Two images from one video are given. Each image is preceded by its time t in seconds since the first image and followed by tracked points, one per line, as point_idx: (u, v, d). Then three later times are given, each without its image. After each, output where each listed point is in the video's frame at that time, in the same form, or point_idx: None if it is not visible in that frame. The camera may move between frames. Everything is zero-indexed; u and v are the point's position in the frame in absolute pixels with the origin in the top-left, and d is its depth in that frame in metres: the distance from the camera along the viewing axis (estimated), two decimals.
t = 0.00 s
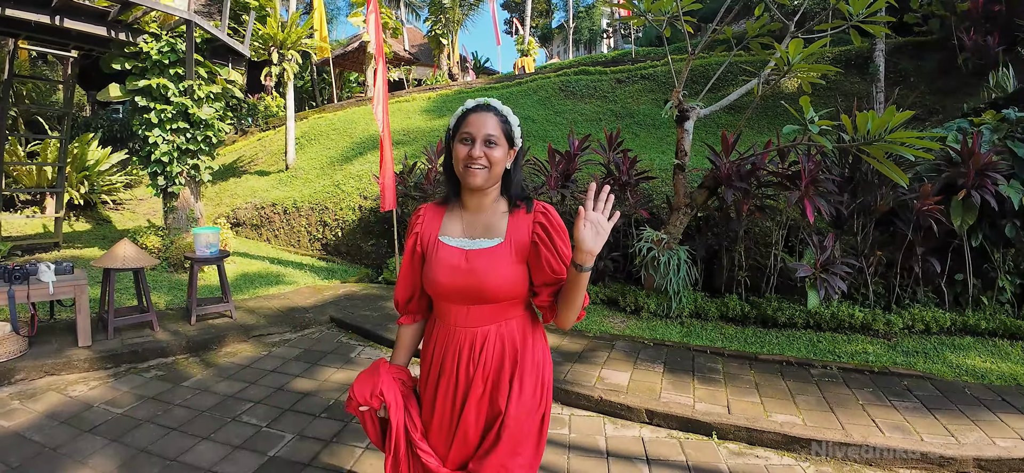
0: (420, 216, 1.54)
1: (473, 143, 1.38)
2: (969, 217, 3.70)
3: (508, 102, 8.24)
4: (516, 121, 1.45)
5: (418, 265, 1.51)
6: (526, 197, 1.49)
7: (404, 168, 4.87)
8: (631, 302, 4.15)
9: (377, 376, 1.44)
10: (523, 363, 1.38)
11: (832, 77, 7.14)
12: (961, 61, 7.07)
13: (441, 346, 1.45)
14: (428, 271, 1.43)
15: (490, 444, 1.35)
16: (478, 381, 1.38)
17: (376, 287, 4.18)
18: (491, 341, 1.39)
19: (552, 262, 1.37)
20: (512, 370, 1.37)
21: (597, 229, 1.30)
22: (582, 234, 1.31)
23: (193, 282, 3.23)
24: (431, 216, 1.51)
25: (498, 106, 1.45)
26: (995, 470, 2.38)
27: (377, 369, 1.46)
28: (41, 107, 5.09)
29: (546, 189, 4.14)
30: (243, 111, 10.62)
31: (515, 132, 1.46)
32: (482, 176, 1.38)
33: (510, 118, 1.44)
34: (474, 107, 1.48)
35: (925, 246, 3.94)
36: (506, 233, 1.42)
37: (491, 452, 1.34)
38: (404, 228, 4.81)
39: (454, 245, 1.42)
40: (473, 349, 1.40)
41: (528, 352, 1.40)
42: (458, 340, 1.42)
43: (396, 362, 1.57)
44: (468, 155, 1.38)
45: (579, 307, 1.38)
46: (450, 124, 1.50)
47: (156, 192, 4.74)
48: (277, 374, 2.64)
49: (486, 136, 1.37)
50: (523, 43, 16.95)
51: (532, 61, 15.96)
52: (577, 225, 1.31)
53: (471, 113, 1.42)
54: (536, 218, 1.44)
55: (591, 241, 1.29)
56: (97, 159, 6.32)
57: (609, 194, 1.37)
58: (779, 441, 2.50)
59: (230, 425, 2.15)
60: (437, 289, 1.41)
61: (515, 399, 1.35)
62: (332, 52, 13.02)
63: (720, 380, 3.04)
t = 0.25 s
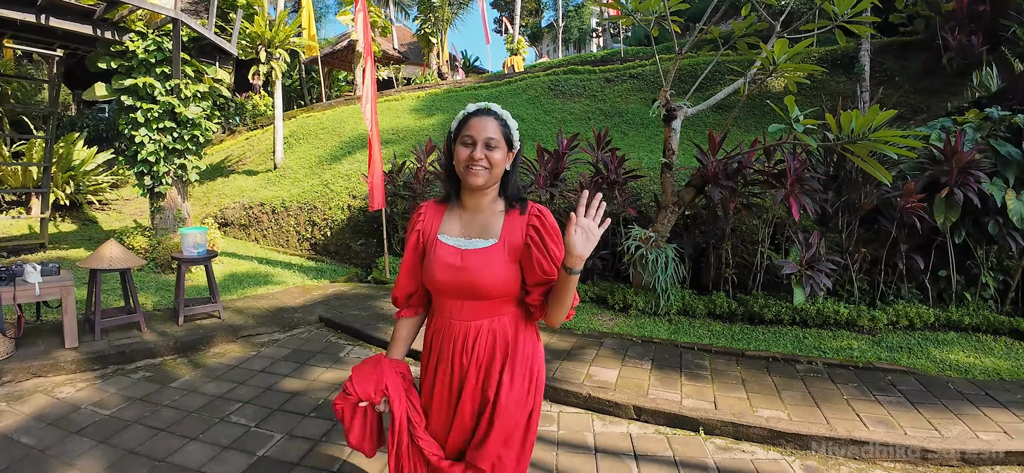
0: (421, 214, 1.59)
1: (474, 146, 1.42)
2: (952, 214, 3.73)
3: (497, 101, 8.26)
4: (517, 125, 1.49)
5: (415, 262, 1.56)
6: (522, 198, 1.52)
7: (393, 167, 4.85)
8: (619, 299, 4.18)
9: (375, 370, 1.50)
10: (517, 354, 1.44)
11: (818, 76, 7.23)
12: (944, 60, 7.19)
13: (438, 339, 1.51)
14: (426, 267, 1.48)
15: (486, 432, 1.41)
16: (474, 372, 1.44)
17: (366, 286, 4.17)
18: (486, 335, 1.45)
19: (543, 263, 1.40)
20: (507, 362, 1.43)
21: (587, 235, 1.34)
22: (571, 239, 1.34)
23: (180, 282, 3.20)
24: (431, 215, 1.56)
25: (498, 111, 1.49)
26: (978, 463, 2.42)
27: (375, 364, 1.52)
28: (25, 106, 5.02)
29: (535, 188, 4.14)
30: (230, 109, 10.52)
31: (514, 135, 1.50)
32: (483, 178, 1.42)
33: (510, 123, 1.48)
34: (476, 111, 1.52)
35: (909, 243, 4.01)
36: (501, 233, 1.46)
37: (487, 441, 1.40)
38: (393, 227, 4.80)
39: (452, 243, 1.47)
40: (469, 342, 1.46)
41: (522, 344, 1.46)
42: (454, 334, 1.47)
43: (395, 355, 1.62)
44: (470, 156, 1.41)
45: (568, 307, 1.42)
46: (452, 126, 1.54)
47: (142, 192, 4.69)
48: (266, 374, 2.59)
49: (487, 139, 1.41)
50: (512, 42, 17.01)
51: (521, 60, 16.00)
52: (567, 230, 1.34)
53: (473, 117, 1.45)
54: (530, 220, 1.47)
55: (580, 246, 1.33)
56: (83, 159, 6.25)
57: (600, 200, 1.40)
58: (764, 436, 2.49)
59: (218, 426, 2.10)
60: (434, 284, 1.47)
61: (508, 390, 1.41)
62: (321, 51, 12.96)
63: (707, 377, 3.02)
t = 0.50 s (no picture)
0: (430, 210, 1.66)
1: (484, 152, 1.50)
2: (938, 211, 3.82)
3: (488, 100, 8.27)
4: (522, 130, 1.58)
5: (425, 255, 1.62)
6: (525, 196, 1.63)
7: (383, 166, 4.85)
8: (609, 297, 4.21)
9: (393, 362, 1.47)
10: (523, 341, 1.54)
11: (807, 74, 7.29)
12: (931, 59, 7.27)
13: (448, 328, 1.59)
14: (438, 259, 1.57)
15: (495, 417, 1.49)
16: (484, 358, 1.53)
17: (357, 286, 4.16)
18: (495, 323, 1.55)
19: (546, 257, 1.51)
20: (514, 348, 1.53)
21: (586, 234, 1.44)
22: (573, 236, 1.44)
23: (169, 282, 3.18)
24: (441, 211, 1.63)
25: (505, 117, 1.56)
26: (965, 457, 2.45)
27: (391, 355, 1.49)
28: (12, 106, 4.96)
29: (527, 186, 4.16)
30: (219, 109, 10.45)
31: (519, 138, 1.58)
32: (492, 182, 1.51)
33: (516, 129, 1.56)
34: (483, 115, 1.59)
35: (896, 240, 4.06)
36: (508, 229, 1.56)
37: (496, 425, 1.48)
38: (384, 226, 4.80)
39: (461, 238, 1.55)
40: (478, 330, 1.54)
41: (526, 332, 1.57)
42: (464, 323, 1.56)
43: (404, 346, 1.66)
44: (479, 162, 1.50)
45: (568, 297, 1.53)
46: (460, 129, 1.61)
47: (131, 192, 4.66)
48: (255, 374, 2.59)
49: (495, 146, 1.49)
50: (504, 41, 17.04)
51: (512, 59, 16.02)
52: (569, 229, 1.44)
53: (482, 122, 1.53)
54: (534, 217, 1.57)
55: (580, 243, 1.43)
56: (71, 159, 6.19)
57: (600, 201, 1.50)
58: (753, 431, 2.49)
59: (208, 426, 2.09)
60: (445, 275, 1.55)
61: (517, 375, 1.50)
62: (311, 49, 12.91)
63: (697, 372, 3.04)
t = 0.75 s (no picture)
0: (432, 209, 1.70)
1: (485, 152, 1.56)
2: (930, 208, 3.84)
3: (482, 99, 8.28)
4: (518, 130, 1.64)
5: (430, 253, 1.66)
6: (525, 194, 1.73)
7: (377, 166, 4.85)
8: (603, 296, 4.24)
9: (406, 359, 1.54)
10: (527, 331, 1.65)
11: (800, 73, 7.32)
12: (923, 57, 7.30)
13: (456, 322, 1.67)
14: (445, 256, 1.62)
15: (506, 404, 1.59)
16: (493, 350, 1.61)
17: (351, 285, 4.17)
18: (501, 315, 1.64)
19: (549, 250, 1.64)
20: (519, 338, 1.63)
21: (588, 228, 1.55)
22: (576, 229, 1.54)
23: (162, 282, 3.17)
24: (443, 210, 1.68)
25: (501, 117, 1.62)
26: (954, 453, 2.47)
27: (403, 353, 1.56)
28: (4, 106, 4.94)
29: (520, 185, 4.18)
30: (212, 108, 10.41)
31: (516, 137, 1.65)
32: (494, 180, 1.57)
33: (513, 128, 1.62)
34: (480, 116, 1.64)
35: (888, 237, 4.07)
36: (512, 224, 1.64)
37: (507, 412, 1.59)
38: (377, 225, 4.80)
39: (467, 234, 1.60)
40: (486, 323, 1.63)
41: (530, 322, 1.67)
42: (472, 317, 1.64)
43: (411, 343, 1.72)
44: (481, 163, 1.56)
45: (568, 286, 1.66)
46: (459, 131, 1.66)
47: (124, 192, 4.65)
48: (248, 374, 2.59)
49: (495, 146, 1.55)
50: (498, 40, 17.02)
51: (507, 58, 16.02)
52: (573, 223, 1.54)
53: (481, 124, 1.59)
54: (536, 212, 1.69)
55: (581, 237, 1.54)
56: (65, 159, 6.16)
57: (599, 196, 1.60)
58: (744, 429, 2.50)
59: (201, 425, 2.10)
60: (453, 271, 1.61)
61: (523, 361, 1.62)
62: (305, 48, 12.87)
63: (689, 370, 3.05)
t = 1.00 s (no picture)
0: (423, 208, 1.66)
1: (475, 153, 1.57)
2: (921, 207, 3.85)
3: (477, 99, 8.29)
4: (505, 128, 1.65)
5: (425, 252, 1.63)
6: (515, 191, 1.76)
7: (371, 166, 4.86)
8: (596, 295, 4.26)
9: (404, 361, 1.51)
10: (522, 324, 1.70)
11: (795, 72, 7.34)
12: (917, 56, 7.32)
13: (454, 321, 1.65)
14: (444, 254, 1.60)
15: (508, 397, 1.63)
16: (494, 345, 1.63)
17: (344, 285, 4.18)
18: (500, 311, 1.65)
19: (541, 245, 1.73)
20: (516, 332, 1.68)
21: (581, 220, 1.62)
22: (572, 223, 1.61)
23: (155, 283, 3.18)
24: (436, 209, 1.66)
25: (489, 117, 1.63)
26: (946, 453, 2.48)
27: (399, 355, 1.52)
28: None
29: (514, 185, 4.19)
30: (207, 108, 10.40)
31: (503, 135, 1.66)
32: (485, 180, 1.59)
33: (501, 127, 1.63)
34: (467, 117, 1.64)
35: (879, 236, 4.09)
36: (507, 221, 1.68)
37: (509, 403, 1.63)
38: (371, 225, 4.81)
39: (464, 232, 1.60)
40: (486, 319, 1.63)
41: (524, 316, 1.72)
42: (471, 314, 1.63)
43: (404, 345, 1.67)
44: (472, 163, 1.57)
45: (559, 278, 1.74)
46: (448, 132, 1.66)
47: (118, 193, 4.65)
48: (240, 373, 2.61)
49: (486, 146, 1.57)
50: (495, 40, 17.03)
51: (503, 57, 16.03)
52: (569, 216, 1.62)
53: (470, 125, 1.59)
54: (528, 211, 1.73)
55: (576, 230, 1.62)
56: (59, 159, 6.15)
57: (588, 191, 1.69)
58: (733, 427, 2.51)
59: (192, 425, 2.11)
60: (452, 269, 1.60)
61: (519, 353, 1.67)
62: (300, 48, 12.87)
63: (680, 369, 3.07)
